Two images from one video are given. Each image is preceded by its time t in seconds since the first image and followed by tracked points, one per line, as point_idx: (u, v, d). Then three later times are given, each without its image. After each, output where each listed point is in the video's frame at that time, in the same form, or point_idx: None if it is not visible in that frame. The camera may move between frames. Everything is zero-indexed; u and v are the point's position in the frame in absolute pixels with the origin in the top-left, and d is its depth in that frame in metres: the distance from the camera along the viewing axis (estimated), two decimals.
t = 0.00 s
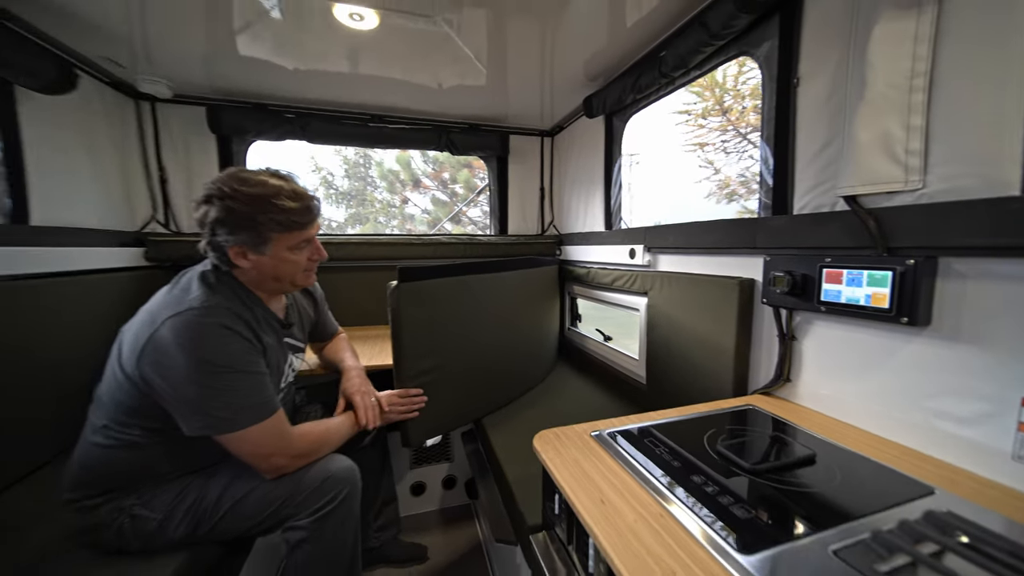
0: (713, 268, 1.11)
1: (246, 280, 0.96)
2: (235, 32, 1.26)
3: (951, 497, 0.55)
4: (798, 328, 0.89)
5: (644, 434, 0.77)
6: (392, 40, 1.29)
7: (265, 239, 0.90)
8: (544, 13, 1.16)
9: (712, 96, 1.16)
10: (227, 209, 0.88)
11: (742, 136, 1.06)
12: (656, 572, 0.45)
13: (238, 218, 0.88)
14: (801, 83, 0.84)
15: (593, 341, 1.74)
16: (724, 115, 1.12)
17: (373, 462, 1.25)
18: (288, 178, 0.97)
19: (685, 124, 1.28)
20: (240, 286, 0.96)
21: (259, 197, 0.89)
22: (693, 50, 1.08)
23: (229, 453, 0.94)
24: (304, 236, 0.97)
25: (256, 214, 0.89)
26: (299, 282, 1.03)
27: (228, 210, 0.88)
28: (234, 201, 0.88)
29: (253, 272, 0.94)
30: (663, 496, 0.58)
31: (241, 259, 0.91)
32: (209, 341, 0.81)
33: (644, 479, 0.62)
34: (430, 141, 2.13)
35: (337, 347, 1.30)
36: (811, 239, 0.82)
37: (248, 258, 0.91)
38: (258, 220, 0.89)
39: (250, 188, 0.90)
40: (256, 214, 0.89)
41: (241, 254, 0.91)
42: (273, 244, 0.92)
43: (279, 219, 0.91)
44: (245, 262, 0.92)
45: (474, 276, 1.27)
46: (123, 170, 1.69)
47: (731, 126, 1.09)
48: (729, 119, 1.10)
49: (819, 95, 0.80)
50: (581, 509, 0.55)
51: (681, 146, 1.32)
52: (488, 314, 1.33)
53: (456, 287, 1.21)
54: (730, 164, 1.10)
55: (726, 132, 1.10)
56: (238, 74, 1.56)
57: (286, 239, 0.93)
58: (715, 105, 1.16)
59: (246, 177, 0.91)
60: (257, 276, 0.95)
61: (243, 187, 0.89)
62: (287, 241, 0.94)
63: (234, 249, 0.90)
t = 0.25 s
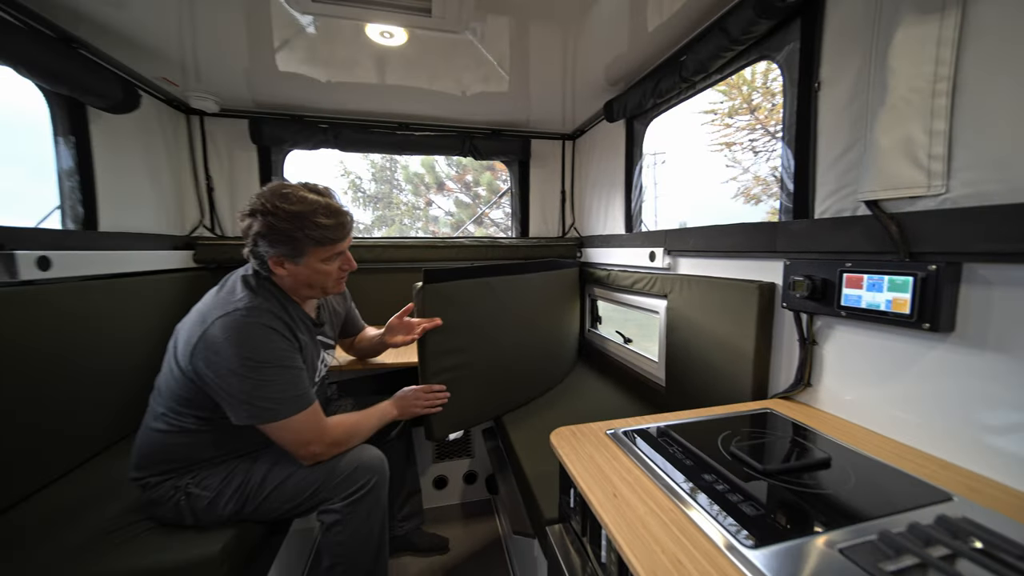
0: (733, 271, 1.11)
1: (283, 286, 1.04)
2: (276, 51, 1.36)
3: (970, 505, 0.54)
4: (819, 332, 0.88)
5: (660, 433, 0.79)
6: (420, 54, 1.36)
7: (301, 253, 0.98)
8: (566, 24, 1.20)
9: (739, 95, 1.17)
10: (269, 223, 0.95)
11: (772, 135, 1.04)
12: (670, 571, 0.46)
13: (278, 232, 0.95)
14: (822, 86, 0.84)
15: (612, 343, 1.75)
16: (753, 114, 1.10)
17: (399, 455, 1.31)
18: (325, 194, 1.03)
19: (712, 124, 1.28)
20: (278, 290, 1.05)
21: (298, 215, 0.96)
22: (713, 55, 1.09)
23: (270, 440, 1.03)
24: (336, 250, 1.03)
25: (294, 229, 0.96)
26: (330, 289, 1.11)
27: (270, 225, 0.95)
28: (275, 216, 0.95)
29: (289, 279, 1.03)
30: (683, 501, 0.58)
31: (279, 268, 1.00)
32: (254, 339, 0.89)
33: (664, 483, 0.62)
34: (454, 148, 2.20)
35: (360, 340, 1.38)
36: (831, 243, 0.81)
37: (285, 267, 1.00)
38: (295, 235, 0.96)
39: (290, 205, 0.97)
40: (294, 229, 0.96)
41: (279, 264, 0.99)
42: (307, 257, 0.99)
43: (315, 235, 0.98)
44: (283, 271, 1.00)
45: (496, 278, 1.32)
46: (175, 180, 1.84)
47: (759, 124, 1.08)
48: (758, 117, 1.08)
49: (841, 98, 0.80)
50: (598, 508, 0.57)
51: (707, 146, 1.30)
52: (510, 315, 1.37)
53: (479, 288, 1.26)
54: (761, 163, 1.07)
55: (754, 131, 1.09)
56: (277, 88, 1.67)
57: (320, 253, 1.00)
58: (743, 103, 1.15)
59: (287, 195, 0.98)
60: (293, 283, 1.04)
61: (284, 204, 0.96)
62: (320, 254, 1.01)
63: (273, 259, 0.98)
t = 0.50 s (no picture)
0: (752, 275, 1.12)
1: (312, 289, 1.10)
2: (308, 65, 1.43)
3: (989, 513, 0.55)
4: (840, 338, 0.88)
5: (676, 436, 0.81)
6: (444, 64, 1.41)
7: (327, 256, 1.04)
8: (585, 33, 1.22)
9: (762, 94, 1.18)
10: (299, 230, 1.02)
11: (796, 133, 1.04)
12: (687, 571, 0.47)
13: (307, 238, 1.02)
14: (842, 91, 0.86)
15: (630, 345, 1.76)
16: (777, 113, 1.11)
17: (421, 451, 1.37)
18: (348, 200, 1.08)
19: (735, 123, 1.28)
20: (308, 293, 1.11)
21: (324, 221, 1.02)
22: (733, 61, 1.13)
23: (303, 434, 1.09)
24: (360, 254, 1.08)
25: (321, 235, 1.02)
26: (355, 290, 1.16)
27: (300, 232, 1.02)
28: (304, 223, 1.02)
29: (317, 282, 1.09)
30: (702, 504, 0.59)
31: (308, 272, 1.06)
32: (288, 340, 0.96)
33: (683, 486, 0.63)
34: (474, 153, 2.25)
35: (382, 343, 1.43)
36: (852, 249, 0.82)
37: (313, 271, 1.06)
38: (322, 241, 1.02)
39: (317, 212, 1.03)
40: (321, 235, 1.02)
41: (308, 268, 1.06)
42: (334, 261, 1.05)
43: (339, 240, 1.03)
44: (312, 275, 1.07)
45: (516, 280, 1.36)
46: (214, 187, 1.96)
47: (784, 123, 1.08)
48: (783, 116, 1.08)
49: (862, 106, 0.81)
50: (617, 508, 0.59)
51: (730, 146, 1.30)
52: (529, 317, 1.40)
53: (500, 291, 1.30)
54: (787, 163, 1.07)
55: (780, 130, 1.09)
56: (308, 99, 1.76)
57: (344, 256, 1.05)
58: (768, 102, 1.15)
59: (314, 203, 1.04)
60: (321, 285, 1.10)
61: (312, 211, 1.02)
62: (345, 258, 1.06)
63: (302, 264, 1.05)
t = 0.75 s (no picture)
0: (772, 279, 1.11)
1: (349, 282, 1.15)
2: (335, 76, 1.50)
3: (1013, 523, 0.54)
4: (861, 345, 0.87)
5: (694, 440, 0.82)
6: (464, 72, 1.44)
7: (371, 246, 1.11)
8: (603, 39, 1.24)
9: (786, 91, 1.16)
10: (343, 224, 1.07)
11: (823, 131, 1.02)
12: (704, 569, 0.49)
13: (352, 231, 1.08)
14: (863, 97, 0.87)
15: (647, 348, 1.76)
16: (801, 112, 1.09)
17: (441, 448, 1.41)
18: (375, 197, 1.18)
19: (757, 122, 1.27)
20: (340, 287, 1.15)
21: (367, 213, 1.10)
22: (753, 65, 1.14)
23: (331, 430, 1.15)
24: (393, 243, 1.19)
25: (365, 227, 1.09)
26: (383, 280, 1.24)
27: (344, 225, 1.07)
28: (347, 217, 1.08)
29: (355, 273, 1.15)
30: (720, 507, 0.60)
31: (352, 264, 1.11)
32: (320, 343, 1.01)
33: (700, 489, 0.65)
34: (492, 157, 2.28)
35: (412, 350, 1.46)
36: (875, 255, 0.81)
37: (356, 262, 1.12)
38: (367, 231, 1.10)
39: (357, 206, 1.11)
40: (365, 227, 1.09)
41: (351, 260, 1.11)
42: (374, 250, 1.13)
43: (382, 229, 1.12)
44: (353, 267, 1.12)
45: (534, 283, 1.38)
46: (244, 192, 2.05)
47: (809, 121, 1.07)
48: (807, 116, 1.07)
49: (885, 110, 0.81)
50: (635, 508, 0.61)
51: (750, 145, 1.29)
52: (547, 319, 1.43)
53: (519, 293, 1.33)
54: (815, 160, 1.04)
55: (804, 128, 1.08)
56: (334, 108, 1.83)
57: (385, 245, 1.15)
58: (791, 100, 1.14)
59: (350, 199, 1.11)
60: (356, 277, 1.16)
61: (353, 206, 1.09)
62: (384, 246, 1.15)
63: (347, 256, 1.10)
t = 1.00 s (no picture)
0: (801, 281, 1.08)
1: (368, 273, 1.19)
2: (358, 81, 1.53)
3: None
4: (898, 349, 0.84)
5: (718, 445, 0.80)
6: (484, 73, 1.45)
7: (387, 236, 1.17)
8: (624, 38, 1.23)
9: (815, 86, 1.12)
10: (369, 218, 1.12)
11: (854, 127, 0.98)
12: (728, 572, 0.48)
13: (377, 224, 1.13)
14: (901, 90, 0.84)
15: (668, 350, 1.73)
16: (832, 108, 1.04)
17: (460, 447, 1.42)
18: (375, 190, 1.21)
19: (783, 119, 1.24)
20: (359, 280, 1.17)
21: (380, 205, 1.15)
22: (780, 61, 1.12)
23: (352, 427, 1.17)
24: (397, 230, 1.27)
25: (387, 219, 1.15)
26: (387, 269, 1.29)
27: (370, 219, 1.12)
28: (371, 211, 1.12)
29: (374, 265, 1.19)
30: (746, 512, 0.59)
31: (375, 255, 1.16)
32: (341, 342, 1.03)
33: (726, 493, 0.64)
34: (511, 158, 2.29)
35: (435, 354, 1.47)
36: (913, 256, 0.78)
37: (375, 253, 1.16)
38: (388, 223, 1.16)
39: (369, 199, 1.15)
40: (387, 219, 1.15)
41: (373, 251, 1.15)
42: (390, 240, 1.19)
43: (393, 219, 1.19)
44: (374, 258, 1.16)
45: (554, 283, 1.38)
46: (272, 194, 2.12)
47: (838, 116, 1.02)
48: (837, 111, 1.03)
49: (925, 103, 0.78)
50: (658, 511, 0.60)
51: (777, 142, 1.25)
52: (566, 320, 1.42)
53: (538, 294, 1.33)
54: (844, 158, 1.00)
55: (834, 123, 1.03)
56: (357, 111, 1.87)
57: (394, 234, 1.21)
58: (820, 95, 1.10)
59: (361, 193, 1.14)
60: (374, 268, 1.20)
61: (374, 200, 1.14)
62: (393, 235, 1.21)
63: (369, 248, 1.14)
